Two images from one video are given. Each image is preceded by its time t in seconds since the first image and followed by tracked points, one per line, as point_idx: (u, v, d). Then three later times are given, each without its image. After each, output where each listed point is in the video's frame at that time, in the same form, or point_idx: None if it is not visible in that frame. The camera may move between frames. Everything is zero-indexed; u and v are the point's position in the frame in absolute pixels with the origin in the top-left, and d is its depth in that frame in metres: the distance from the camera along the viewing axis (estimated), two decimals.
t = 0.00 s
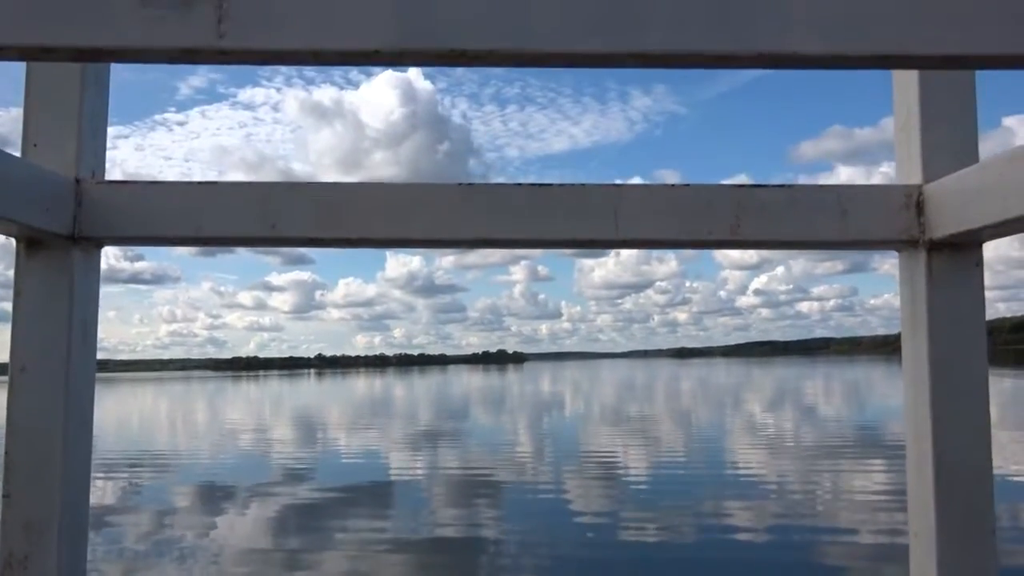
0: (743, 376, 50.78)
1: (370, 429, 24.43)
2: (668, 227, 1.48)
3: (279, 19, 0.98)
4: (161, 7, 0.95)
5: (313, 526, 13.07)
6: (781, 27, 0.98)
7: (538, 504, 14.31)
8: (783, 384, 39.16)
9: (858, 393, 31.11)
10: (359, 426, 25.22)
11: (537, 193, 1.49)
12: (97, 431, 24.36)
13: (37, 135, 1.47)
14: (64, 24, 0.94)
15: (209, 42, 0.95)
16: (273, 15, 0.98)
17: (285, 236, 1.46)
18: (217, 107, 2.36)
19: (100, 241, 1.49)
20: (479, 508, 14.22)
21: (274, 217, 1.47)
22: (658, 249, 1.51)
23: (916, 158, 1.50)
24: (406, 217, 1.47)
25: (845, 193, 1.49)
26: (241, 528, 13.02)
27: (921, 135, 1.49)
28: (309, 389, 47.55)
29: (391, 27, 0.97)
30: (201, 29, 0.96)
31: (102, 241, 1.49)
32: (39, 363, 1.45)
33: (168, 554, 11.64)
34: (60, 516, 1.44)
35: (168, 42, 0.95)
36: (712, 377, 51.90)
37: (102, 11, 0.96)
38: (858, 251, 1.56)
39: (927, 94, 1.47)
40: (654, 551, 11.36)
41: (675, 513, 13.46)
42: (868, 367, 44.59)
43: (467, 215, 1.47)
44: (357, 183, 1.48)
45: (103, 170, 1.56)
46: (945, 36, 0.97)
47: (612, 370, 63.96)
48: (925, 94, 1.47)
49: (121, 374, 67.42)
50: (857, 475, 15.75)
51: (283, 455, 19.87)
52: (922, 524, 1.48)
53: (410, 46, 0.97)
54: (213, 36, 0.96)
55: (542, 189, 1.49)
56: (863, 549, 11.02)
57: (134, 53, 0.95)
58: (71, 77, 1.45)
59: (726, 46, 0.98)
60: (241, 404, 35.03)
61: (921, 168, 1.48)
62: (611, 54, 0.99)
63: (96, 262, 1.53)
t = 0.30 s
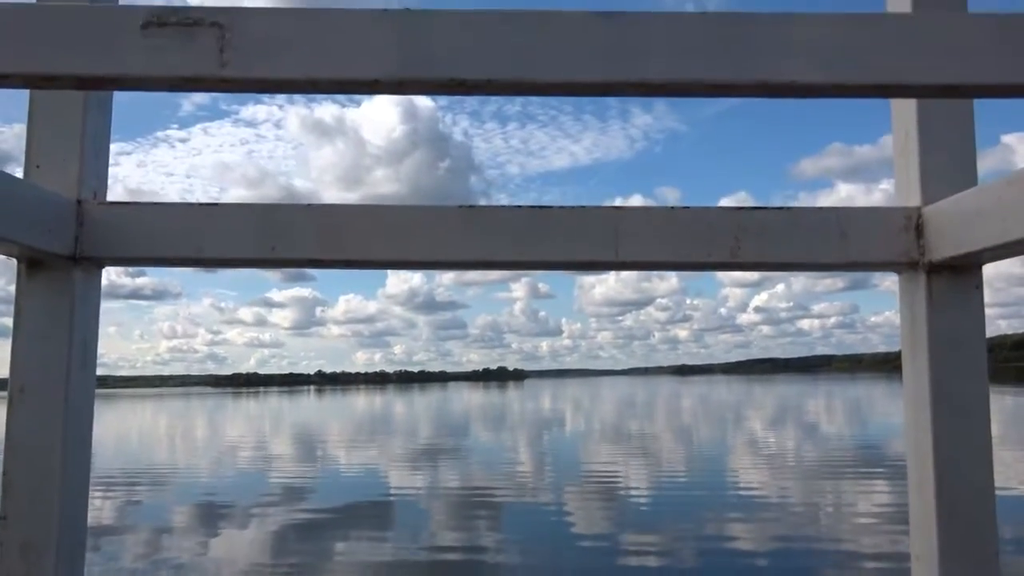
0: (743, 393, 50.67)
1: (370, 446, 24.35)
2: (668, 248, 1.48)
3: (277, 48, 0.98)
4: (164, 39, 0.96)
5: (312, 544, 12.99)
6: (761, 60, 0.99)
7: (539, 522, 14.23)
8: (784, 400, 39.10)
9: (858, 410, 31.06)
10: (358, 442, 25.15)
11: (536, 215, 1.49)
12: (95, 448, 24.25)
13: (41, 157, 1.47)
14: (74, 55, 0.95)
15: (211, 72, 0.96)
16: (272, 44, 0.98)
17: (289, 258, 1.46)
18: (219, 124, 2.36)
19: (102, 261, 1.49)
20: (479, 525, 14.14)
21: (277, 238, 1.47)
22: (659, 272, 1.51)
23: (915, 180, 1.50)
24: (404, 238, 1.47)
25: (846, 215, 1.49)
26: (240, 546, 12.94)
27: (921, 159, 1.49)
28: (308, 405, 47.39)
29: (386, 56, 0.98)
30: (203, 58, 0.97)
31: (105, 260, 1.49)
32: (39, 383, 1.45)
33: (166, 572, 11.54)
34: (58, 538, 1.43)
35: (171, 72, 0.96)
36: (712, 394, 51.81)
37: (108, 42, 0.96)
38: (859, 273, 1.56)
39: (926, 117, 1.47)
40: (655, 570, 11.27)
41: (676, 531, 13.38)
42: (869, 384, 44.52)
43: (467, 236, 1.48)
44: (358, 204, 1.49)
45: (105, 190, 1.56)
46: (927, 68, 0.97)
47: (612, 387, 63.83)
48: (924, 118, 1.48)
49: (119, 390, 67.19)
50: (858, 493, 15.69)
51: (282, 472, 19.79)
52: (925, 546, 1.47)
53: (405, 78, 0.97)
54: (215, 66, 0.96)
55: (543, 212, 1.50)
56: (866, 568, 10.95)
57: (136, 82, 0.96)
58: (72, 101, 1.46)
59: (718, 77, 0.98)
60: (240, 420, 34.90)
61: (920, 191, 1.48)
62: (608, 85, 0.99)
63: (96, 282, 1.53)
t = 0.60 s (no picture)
0: (748, 419, 50.38)
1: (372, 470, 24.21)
2: (672, 279, 1.48)
3: (287, 83, 0.97)
4: (174, 75, 0.96)
5: (312, 569, 12.87)
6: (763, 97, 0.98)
7: (541, 549, 14.11)
8: (789, 426, 38.86)
9: (864, 437, 30.84)
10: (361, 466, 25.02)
11: (539, 244, 1.49)
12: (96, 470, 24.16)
13: (47, 185, 1.48)
14: (88, 92, 0.95)
15: (220, 108, 0.96)
16: (282, 80, 0.97)
17: (294, 286, 1.47)
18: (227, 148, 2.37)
19: (106, 288, 1.49)
20: (480, 551, 14.02)
21: (282, 267, 1.48)
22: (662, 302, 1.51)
23: (916, 211, 1.50)
24: (407, 268, 1.48)
25: (850, 247, 1.49)
26: (239, 570, 12.84)
27: (925, 191, 1.48)
28: (310, 429, 47.18)
29: (391, 91, 0.98)
30: (212, 93, 0.97)
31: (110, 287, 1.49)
32: (42, 411, 1.45)
33: None
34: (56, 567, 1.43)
35: (181, 108, 0.96)
36: (716, 419, 51.50)
37: (119, 78, 0.96)
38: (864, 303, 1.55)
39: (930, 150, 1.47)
40: None
41: (679, 558, 13.25)
42: (875, 410, 44.23)
43: (471, 265, 1.48)
44: (362, 234, 1.49)
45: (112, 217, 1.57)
46: (923, 103, 0.97)
47: (616, 412, 63.51)
48: (928, 150, 1.48)
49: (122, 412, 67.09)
50: (864, 520, 15.53)
51: (284, 495, 19.68)
52: None
53: (413, 113, 0.98)
54: (223, 101, 0.96)
55: (547, 242, 1.50)
56: None
57: (144, 117, 0.96)
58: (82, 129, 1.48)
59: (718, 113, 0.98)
60: (242, 443, 34.79)
61: (922, 222, 1.48)
62: (614, 121, 0.98)
63: (100, 310, 1.53)
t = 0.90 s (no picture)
0: (753, 440, 50.18)
1: (376, 491, 24.16)
2: (678, 306, 1.48)
3: (292, 122, 0.96)
4: (186, 112, 0.95)
5: None
6: (769, 134, 0.97)
7: (545, 571, 14.04)
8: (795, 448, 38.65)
9: (871, 458, 30.69)
10: (365, 487, 24.96)
11: (543, 272, 1.50)
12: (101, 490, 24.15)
13: (57, 213, 1.48)
14: (98, 128, 0.94)
15: (232, 146, 0.94)
16: (292, 117, 0.96)
17: (299, 314, 1.48)
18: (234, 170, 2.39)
19: (114, 314, 1.50)
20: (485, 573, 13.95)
21: (288, 294, 1.49)
22: (666, 329, 1.51)
23: (920, 237, 1.51)
24: (413, 295, 1.48)
25: (854, 275, 1.50)
26: None
27: (929, 219, 1.48)
28: (314, 450, 47.08)
29: (399, 130, 0.96)
30: (224, 130, 0.95)
31: (118, 313, 1.49)
32: (50, 435, 1.45)
33: None
34: None
35: (191, 145, 0.94)
36: (722, 440, 51.29)
37: (130, 115, 0.95)
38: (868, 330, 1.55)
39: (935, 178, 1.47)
40: None
41: None
42: (882, 432, 44.01)
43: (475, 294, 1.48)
44: (368, 262, 1.50)
45: (121, 243, 1.58)
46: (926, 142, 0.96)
47: (621, 433, 63.28)
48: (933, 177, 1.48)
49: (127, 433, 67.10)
50: (871, 543, 15.45)
51: (288, 517, 19.64)
52: None
53: (423, 150, 0.96)
54: (235, 140, 0.94)
55: (552, 270, 1.50)
56: None
57: (155, 154, 0.94)
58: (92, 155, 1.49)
59: (723, 152, 0.96)
60: (245, 463, 34.72)
61: (927, 249, 1.48)
62: (618, 158, 0.97)
63: (108, 336, 1.54)
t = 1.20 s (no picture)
0: (762, 472, 49.73)
1: (381, 521, 23.97)
2: (688, 343, 1.48)
3: (305, 166, 0.96)
4: (203, 156, 0.94)
5: None
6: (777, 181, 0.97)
7: None
8: (804, 480, 38.26)
9: (881, 492, 30.36)
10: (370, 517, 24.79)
11: (551, 308, 1.50)
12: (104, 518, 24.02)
13: (72, 244, 1.49)
14: (112, 173, 0.94)
15: (246, 189, 0.94)
16: (304, 162, 0.96)
17: (308, 348, 1.48)
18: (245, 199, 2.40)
19: (125, 346, 1.50)
20: None
21: (297, 328, 1.49)
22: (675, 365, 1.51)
23: (928, 274, 1.50)
24: (422, 331, 1.49)
25: (863, 311, 1.49)
26: None
27: (938, 256, 1.48)
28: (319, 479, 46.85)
29: (408, 176, 0.97)
30: (239, 173, 0.95)
31: (129, 345, 1.50)
32: (59, 466, 1.45)
33: None
34: None
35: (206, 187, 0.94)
36: (730, 472, 50.85)
37: (147, 158, 0.95)
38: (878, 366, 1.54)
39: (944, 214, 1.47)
40: None
41: None
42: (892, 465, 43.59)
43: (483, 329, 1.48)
44: (376, 296, 1.50)
45: (133, 277, 1.59)
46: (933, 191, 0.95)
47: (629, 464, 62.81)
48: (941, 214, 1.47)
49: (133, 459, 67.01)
50: None
51: (292, 546, 19.49)
52: None
53: (432, 195, 0.96)
54: (250, 183, 0.94)
55: (559, 306, 1.50)
56: None
57: (171, 196, 0.94)
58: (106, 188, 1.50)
59: (733, 198, 0.96)
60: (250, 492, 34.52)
61: (935, 287, 1.48)
62: (628, 203, 0.97)
63: (119, 367, 1.54)
